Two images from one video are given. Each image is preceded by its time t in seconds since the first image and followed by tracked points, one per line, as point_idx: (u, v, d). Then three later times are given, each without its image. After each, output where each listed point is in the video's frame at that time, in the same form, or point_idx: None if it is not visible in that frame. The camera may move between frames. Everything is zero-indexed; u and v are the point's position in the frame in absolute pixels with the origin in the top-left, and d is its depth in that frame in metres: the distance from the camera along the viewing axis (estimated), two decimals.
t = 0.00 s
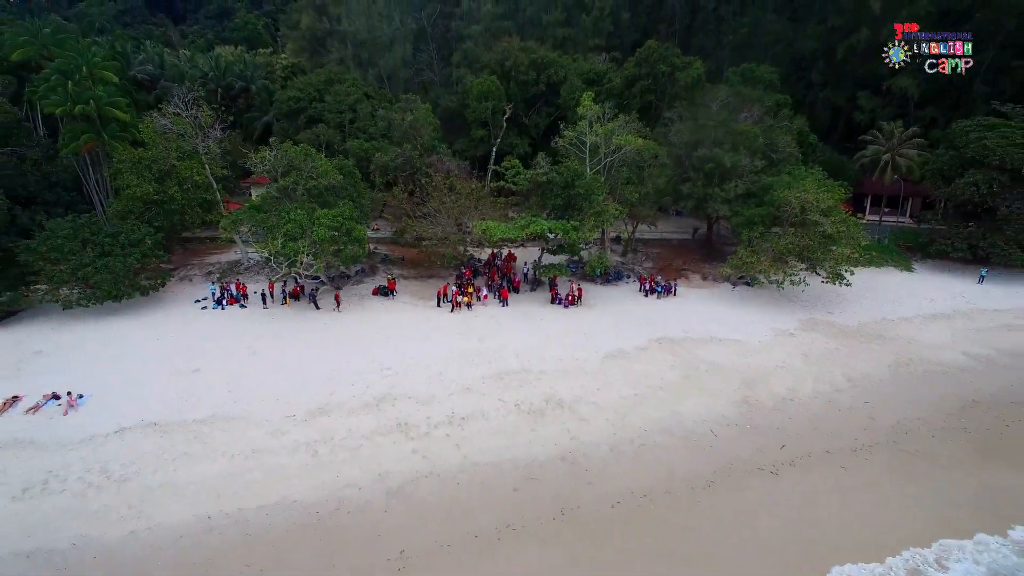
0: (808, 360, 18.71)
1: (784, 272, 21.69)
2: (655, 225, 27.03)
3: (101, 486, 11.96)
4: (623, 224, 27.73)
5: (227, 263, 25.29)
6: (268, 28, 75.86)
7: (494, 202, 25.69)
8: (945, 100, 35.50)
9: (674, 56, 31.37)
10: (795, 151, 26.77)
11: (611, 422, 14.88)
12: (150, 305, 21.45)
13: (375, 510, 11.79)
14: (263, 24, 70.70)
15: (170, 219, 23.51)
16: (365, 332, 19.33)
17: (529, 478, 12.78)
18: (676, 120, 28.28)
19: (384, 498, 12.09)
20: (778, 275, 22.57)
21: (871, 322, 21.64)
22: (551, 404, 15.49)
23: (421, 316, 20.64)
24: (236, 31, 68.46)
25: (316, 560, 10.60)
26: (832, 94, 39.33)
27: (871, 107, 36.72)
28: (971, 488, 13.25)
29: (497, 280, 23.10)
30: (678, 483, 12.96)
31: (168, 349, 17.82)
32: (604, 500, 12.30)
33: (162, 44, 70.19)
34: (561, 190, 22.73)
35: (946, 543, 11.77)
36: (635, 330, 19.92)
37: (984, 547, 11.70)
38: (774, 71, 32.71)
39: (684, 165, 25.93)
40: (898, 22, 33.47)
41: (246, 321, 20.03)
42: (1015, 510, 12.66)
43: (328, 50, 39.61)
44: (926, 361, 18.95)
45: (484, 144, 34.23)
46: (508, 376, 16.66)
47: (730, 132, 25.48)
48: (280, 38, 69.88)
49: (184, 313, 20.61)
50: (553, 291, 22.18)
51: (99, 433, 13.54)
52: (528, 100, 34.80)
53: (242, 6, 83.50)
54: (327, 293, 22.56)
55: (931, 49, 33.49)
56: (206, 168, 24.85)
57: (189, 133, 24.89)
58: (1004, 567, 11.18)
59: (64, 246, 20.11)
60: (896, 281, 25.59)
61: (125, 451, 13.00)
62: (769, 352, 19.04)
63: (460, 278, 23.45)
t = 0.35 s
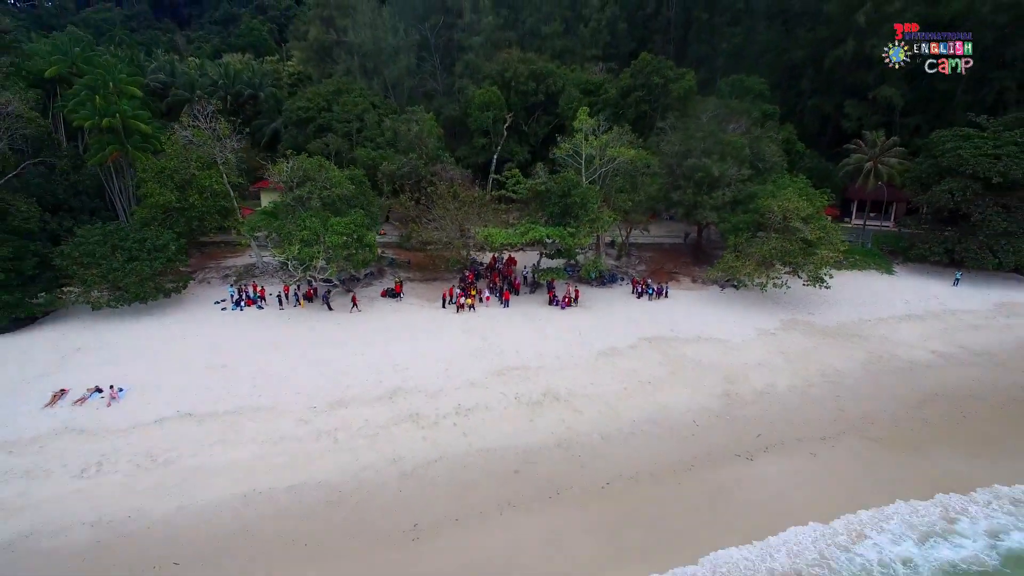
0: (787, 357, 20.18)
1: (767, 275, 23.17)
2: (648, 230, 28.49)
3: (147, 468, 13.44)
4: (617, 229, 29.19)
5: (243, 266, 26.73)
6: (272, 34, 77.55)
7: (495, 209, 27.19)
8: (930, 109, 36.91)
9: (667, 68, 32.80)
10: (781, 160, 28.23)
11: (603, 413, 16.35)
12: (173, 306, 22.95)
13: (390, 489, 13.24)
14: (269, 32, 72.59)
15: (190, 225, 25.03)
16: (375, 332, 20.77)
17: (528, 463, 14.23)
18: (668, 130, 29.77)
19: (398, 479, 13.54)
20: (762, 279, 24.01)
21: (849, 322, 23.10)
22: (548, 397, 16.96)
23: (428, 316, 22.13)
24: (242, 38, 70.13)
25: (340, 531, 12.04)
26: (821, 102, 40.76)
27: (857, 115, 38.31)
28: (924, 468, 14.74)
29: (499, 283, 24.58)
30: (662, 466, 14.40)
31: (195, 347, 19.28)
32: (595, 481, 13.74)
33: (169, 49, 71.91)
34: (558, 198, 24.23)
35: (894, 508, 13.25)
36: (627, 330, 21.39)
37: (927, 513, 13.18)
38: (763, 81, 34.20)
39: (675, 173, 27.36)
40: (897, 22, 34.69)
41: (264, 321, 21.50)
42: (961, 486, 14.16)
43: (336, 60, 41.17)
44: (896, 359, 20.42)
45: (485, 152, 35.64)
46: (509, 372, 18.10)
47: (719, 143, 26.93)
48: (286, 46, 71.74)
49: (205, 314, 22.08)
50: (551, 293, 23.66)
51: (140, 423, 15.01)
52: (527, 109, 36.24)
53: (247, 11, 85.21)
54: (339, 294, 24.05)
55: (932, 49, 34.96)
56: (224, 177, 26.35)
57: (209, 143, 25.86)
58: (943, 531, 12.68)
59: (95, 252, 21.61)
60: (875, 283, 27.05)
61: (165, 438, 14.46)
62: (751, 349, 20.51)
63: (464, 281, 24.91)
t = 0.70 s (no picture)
0: (770, 355, 21.54)
1: (753, 278, 24.56)
2: (642, 235, 29.85)
3: (182, 457, 14.79)
4: (613, 234, 30.56)
5: (256, 269, 28.08)
6: (276, 39, 79.25)
7: (496, 215, 28.58)
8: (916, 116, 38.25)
9: (660, 79, 34.14)
10: (769, 168, 29.57)
11: (596, 407, 17.66)
12: (192, 308, 24.31)
13: (401, 475, 14.54)
14: (274, 38, 74.23)
15: (207, 231, 26.44)
16: (384, 332, 22.09)
17: (526, 452, 15.53)
18: (661, 140, 31.16)
19: (408, 466, 14.85)
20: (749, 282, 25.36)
21: (830, 323, 24.45)
22: (546, 392, 18.31)
23: (433, 317, 23.52)
24: (247, 44, 71.78)
25: (356, 512, 13.32)
26: (811, 110, 42.18)
27: (845, 123, 39.73)
28: (890, 455, 15.90)
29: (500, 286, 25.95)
30: (650, 454, 15.68)
31: (216, 346, 20.66)
32: (587, 468, 15.03)
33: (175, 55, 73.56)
34: (556, 206, 25.65)
35: (851, 488, 14.29)
36: (620, 330, 22.77)
37: (883, 491, 14.16)
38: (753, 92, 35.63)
39: (668, 180, 28.71)
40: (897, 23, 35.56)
41: (279, 322, 22.85)
42: (918, 469, 15.17)
43: (342, 69, 42.64)
44: (873, 357, 21.76)
45: (486, 159, 36.99)
46: (510, 370, 19.46)
47: (709, 152, 28.33)
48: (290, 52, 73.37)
49: (223, 315, 23.43)
50: (549, 295, 25.02)
51: (172, 416, 16.37)
52: (527, 117, 37.59)
53: (251, 17, 86.99)
54: (348, 296, 25.40)
55: (932, 49, 35.62)
56: (239, 185, 27.82)
57: (223, 152, 27.57)
58: (896, 507, 13.64)
59: (120, 256, 22.98)
60: (858, 286, 28.38)
61: (195, 431, 15.79)
62: (737, 348, 21.88)
63: (466, 284, 26.27)
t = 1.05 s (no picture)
0: (754, 353, 22.97)
1: (738, 281, 25.98)
2: (635, 239, 31.36)
3: (212, 444, 16.26)
4: (607, 239, 32.07)
5: (269, 272, 29.61)
6: (280, 45, 81.02)
7: (496, 220, 30.09)
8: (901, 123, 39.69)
9: (653, 89, 35.61)
10: (756, 176, 30.96)
11: (588, 400, 19.10)
12: (210, 308, 25.83)
13: (409, 460, 15.91)
14: (279, 44, 75.90)
15: (223, 236, 27.96)
16: (391, 332, 23.56)
17: (524, 440, 16.88)
18: (654, 148, 32.63)
19: (416, 453, 16.22)
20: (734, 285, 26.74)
21: (812, 323, 25.91)
22: (543, 387, 19.74)
23: (438, 318, 25.06)
24: (252, 50, 73.33)
25: (369, 492, 14.70)
26: (800, 117, 43.64)
27: (833, 130, 41.28)
28: (859, 443, 17.24)
29: (500, 288, 27.49)
30: (637, 442, 17.04)
31: (237, 345, 22.20)
32: (580, 454, 16.38)
33: (181, 61, 75.13)
34: (553, 213, 27.25)
35: (814, 469, 15.68)
36: (613, 330, 24.25)
37: (841, 473, 15.57)
38: (744, 101, 37.10)
39: (659, 187, 30.16)
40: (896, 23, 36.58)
41: (293, 322, 24.35)
42: (877, 453, 16.56)
43: (347, 78, 44.21)
44: (850, 355, 23.21)
45: (485, 165, 38.42)
46: (510, 367, 20.93)
47: (698, 161, 29.83)
48: (294, 58, 75.05)
49: (240, 315, 24.95)
50: (546, 297, 26.51)
51: (202, 408, 17.90)
52: (525, 125, 39.05)
53: (255, 23, 88.58)
54: (357, 298, 26.94)
55: (932, 49, 36.17)
56: (253, 193, 29.34)
57: (238, 161, 28.76)
58: (852, 486, 15.04)
59: (145, 261, 24.48)
60: (841, 287, 29.84)
61: (222, 422, 17.27)
62: (723, 346, 23.36)
63: (469, 286, 27.79)
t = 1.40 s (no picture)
0: (739, 351, 24.36)
1: (725, 284, 27.37)
2: (629, 243, 32.80)
3: (235, 434, 17.72)
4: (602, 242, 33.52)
5: (280, 274, 31.09)
6: (283, 50, 82.61)
7: (496, 225, 31.54)
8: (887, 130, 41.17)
9: (647, 98, 37.03)
10: (745, 182, 32.36)
11: (581, 394, 20.53)
12: (226, 309, 27.25)
13: (415, 448, 17.31)
14: (282, 50, 77.42)
15: (237, 240, 29.39)
16: (397, 332, 24.95)
17: (521, 430, 18.28)
18: (647, 156, 34.08)
19: (422, 442, 17.62)
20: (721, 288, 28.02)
21: (795, 322, 27.33)
22: (540, 382, 21.14)
23: (441, 318, 26.51)
24: (256, 55, 74.83)
25: (379, 476, 16.10)
26: (791, 124, 45.06)
27: (822, 136, 42.75)
28: (832, 432, 18.62)
29: (501, 290, 28.95)
30: (626, 431, 18.44)
31: (253, 343, 23.62)
32: (573, 442, 17.78)
33: (187, 66, 76.63)
34: (550, 219, 28.73)
35: (786, 455, 17.10)
36: (606, 329, 25.66)
37: (811, 458, 17.00)
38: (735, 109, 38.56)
39: (652, 193, 31.58)
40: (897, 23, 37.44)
41: (304, 322, 25.81)
42: (846, 442, 17.98)
43: (352, 86, 45.66)
44: (830, 353, 24.62)
45: (485, 171, 39.85)
46: (509, 364, 22.34)
47: (689, 168, 31.26)
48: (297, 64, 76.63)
49: (254, 316, 26.40)
50: (544, 298, 27.95)
51: (224, 401, 19.33)
52: (524, 132, 40.50)
53: (258, 27, 90.09)
54: (364, 299, 28.38)
55: (932, 49, 37.45)
56: (265, 199, 30.76)
57: (250, 170, 30.50)
58: (820, 471, 16.47)
59: (164, 264, 25.83)
60: (825, 288, 31.18)
61: (243, 414, 18.70)
62: (710, 345, 24.77)
63: (470, 288, 29.24)
